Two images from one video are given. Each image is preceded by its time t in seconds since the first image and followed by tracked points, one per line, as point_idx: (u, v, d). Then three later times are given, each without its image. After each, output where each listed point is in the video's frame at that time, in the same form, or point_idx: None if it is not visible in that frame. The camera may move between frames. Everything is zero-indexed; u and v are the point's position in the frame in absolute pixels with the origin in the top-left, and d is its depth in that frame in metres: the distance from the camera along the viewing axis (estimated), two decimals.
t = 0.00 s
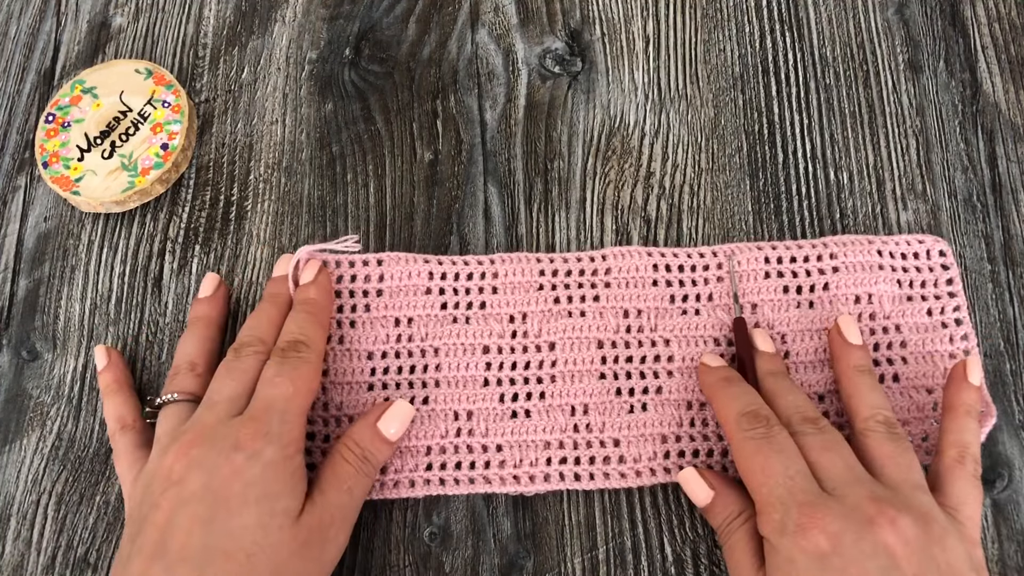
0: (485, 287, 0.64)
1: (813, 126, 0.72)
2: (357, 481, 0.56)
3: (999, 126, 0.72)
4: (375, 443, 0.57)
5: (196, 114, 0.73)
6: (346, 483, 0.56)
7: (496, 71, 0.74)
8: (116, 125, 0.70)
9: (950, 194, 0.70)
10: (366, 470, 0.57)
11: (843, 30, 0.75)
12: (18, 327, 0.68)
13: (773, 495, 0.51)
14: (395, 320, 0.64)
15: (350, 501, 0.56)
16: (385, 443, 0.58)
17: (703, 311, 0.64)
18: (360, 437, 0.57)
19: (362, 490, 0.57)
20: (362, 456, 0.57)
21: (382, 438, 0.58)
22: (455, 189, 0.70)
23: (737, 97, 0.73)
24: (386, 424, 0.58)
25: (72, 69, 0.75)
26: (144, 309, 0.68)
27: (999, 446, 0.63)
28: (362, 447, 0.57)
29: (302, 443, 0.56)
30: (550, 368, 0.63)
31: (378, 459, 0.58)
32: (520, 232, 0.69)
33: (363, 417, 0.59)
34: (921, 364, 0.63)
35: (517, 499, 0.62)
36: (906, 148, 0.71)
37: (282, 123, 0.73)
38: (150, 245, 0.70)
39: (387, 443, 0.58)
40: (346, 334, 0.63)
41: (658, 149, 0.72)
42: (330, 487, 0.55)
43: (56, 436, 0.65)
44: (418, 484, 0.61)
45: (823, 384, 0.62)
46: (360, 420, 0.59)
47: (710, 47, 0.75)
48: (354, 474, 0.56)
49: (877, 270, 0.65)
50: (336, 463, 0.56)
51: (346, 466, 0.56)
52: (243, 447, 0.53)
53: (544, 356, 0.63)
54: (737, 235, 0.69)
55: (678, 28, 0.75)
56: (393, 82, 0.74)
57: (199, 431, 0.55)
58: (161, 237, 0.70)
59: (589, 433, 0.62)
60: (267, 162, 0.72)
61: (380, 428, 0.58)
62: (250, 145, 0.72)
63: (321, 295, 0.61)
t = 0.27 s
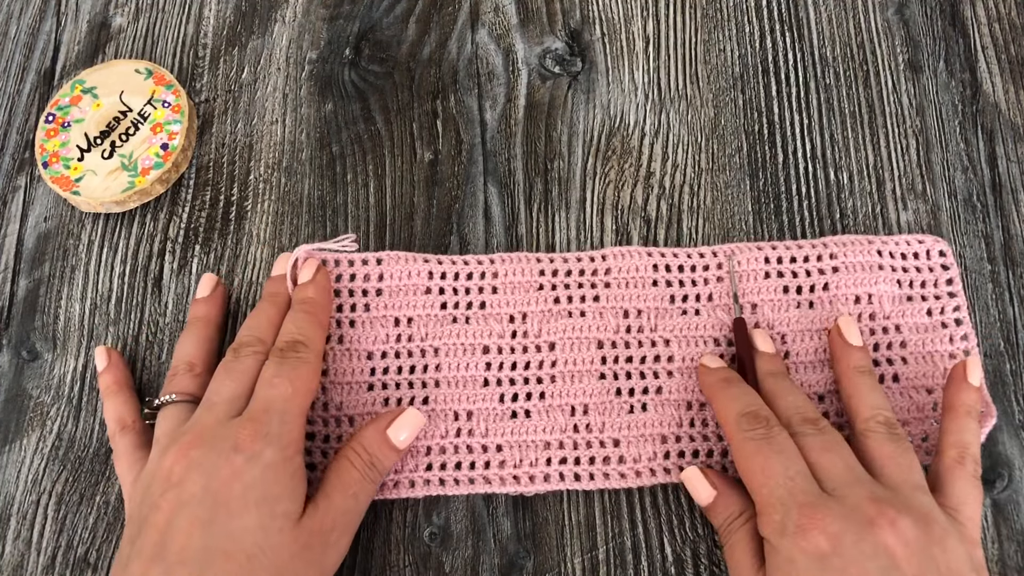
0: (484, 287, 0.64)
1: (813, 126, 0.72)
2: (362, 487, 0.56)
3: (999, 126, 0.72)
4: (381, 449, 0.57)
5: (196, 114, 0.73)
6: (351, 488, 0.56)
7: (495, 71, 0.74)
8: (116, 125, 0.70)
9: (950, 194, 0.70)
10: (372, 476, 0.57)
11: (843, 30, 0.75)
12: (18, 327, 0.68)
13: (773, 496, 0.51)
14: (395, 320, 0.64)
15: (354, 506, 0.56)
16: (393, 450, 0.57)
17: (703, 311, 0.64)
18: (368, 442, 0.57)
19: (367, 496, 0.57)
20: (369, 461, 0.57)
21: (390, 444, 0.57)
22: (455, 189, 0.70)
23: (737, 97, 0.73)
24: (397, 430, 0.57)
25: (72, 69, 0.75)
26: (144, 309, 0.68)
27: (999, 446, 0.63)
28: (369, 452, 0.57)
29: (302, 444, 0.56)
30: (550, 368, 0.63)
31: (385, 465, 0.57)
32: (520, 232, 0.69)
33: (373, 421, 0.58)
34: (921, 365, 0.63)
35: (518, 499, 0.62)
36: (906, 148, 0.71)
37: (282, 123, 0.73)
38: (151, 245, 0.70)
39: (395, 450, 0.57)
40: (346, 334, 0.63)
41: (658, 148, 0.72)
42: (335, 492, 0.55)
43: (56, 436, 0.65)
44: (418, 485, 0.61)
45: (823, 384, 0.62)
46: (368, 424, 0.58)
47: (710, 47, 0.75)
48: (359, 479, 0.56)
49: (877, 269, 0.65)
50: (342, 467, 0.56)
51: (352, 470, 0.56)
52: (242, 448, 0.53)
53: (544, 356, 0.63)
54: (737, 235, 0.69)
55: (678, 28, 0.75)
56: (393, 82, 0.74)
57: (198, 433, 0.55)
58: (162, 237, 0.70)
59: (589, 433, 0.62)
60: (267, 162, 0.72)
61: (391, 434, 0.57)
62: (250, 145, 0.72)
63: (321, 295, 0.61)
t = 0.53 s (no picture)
0: (483, 286, 0.64)
1: (813, 126, 0.72)
2: (366, 492, 0.56)
3: (999, 126, 0.72)
4: (388, 455, 0.57)
5: (196, 114, 0.73)
6: (356, 493, 0.56)
7: (495, 71, 0.74)
8: (116, 125, 0.70)
9: (950, 194, 0.70)
10: (377, 482, 0.57)
11: (843, 30, 0.75)
12: (18, 327, 0.68)
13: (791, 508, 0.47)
14: (393, 319, 0.64)
15: (357, 511, 0.56)
16: (399, 456, 0.57)
17: (701, 309, 0.64)
18: (375, 447, 0.57)
19: (370, 501, 0.56)
20: (374, 466, 0.57)
21: (396, 451, 0.57)
22: (455, 189, 0.70)
23: (737, 97, 0.73)
24: (403, 437, 0.58)
25: (72, 69, 0.75)
26: (144, 309, 0.68)
27: (999, 446, 0.63)
28: (375, 457, 0.57)
29: (301, 445, 0.56)
30: (548, 368, 0.63)
31: (389, 472, 0.57)
32: (520, 232, 0.69)
33: (379, 427, 0.59)
34: (919, 364, 0.63)
35: (517, 499, 0.62)
36: (906, 148, 0.71)
37: (282, 123, 0.73)
38: (151, 245, 0.70)
39: (401, 457, 0.58)
40: (344, 333, 0.63)
41: (658, 148, 0.72)
42: (339, 497, 0.55)
43: (56, 436, 0.65)
44: (417, 485, 0.61)
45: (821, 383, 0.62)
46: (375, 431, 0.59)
47: (710, 47, 0.75)
48: (364, 485, 0.56)
49: (876, 269, 0.65)
50: (347, 472, 0.56)
51: (357, 476, 0.56)
52: (242, 449, 0.53)
53: (542, 355, 0.63)
54: (737, 235, 0.69)
55: (678, 28, 0.75)
56: (392, 82, 0.74)
57: (197, 434, 0.55)
58: (162, 237, 0.70)
59: (588, 433, 0.62)
60: (267, 162, 0.72)
61: (397, 440, 0.57)
62: (250, 145, 0.72)
63: (320, 295, 0.61)
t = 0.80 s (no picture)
0: (483, 286, 0.64)
1: (813, 126, 0.72)
2: (369, 494, 0.56)
3: (999, 126, 0.72)
4: (391, 457, 0.57)
5: (196, 114, 0.73)
6: (359, 495, 0.56)
7: (495, 71, 0.74)
8: (115, 125, 0.70)
9: (950, 194, 0.70)
10: (380, 484, 0.57)
11: (843, 30, 0.75)
12: (17, 327, 0.68)
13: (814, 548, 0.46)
14: (393, 319, 0.63)
15: (360, 513, 0.56)
16: (402, 459, 0.58)
17: (702, 309, 0.64)
18: (379, 448, 0.57)
19: (373, 503, 0.57)
20: (378, 468, 0.57)
21: (400, 453, 0.58)
22: (455, 189, 0.70)
23: (737, 97, 0.73)
24: (407, 439, 0.58)
25: (72, 69, 0.75)
26: (144, 309, 0.68)
27: (999, 446, 0.63)
28: (378, 459, 0.57)
29: (303, 447, 0.56)
30: (548, 368, 0.63)
31: (392, 474, 0.58)
32: (520, 232, 0.69)
33: (383, 429, 0.59)
34: (919, 364, 0.63)
35: (517, 499, 0.62)
36: (906, 148, 0.71)
37: (282, 123, 0.73)
38: (150, 245, 0.70)
39: (403, 458, 0.58)
40: (344, 333, 0.63)
41: (658, 148, 0.72)
42: (342, 499, 0.55)
43: (56, 436, 0.65)
44: (417, 485, 0.61)
45: (821, 383, 0.62)
46: (380, 432, 0.59)
47: (710, 47, 0.75)
48: (367, 487, 0.56)
49: (876, 269, 0.65)
50: (350, 474, 0.56)
51: (360, 478, 0.56)
52: (243, 450, 0.53)
53: (542, 355, 0.63)
54: (737, 234, 0.69)
55: (678, 29, 0.75)
56: (392, 82, 0.74)
57: (197, 435, 0.55)
58: (162, 237, 0.70)
59: (587, 433, 0.62)
60: (267, 162, 0.72)
61: (401, 442, 0.58)
62: (250, 145, 0.72)
63: (320, 295, 0.61)
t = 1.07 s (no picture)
0: (483, 286, 0.64)
1: (813, 126, 0.72)
2: (370, 495, 0.56)
3: (999, 126, 0.72)
4: (393, 459, 0.57)
5: (196, 114, 0.73)
6: (360, 496, 0.56)
7: (495, 71, 0.74)
8: (115, 125, 0.70)
9: (950, 194, 0.70)
10: (382, 485, 0.57)
11: (843, 30, 0.75)
12: (18, 327, 0.68)
13: None
14: (393, 319, 0.64)
15: (361, 514, 0.56)
16: (404, 460, 0.58)
17: (702, 309, 0.64)
18: (380, 449, 0.57)
19: (374, 504, 0.57)
20: (379, 470, 0.57)
21: (401, 454, 0.57)
22: (455, 189, 0.70)
23: (737, 97, 0.73)
24: (409, 440, 0.58)
25: (72, 69, 0.75)
26: (144, 309, 0.68)
27: (1000, 446, 0.63)
28: (380, 460, 0.57)
29: (303, 447, 0.56)
30: (548, 368, 0.63)
31: (394, 475, 0.57)
32: (520, 232, 0.69)
33: (384, 430, 0.59)
34: (919, 364, 0.63)
35: (517, 500, 0.62)
36: (906, 148, 0.71)
37: (282, 123, 0.73)
38: (150, 245, 0.70)
39: (404, 459, 0.58)
40: (344, 333, 0.63)
41: (658, 148, 0.72)
42: (343, 500, 0.55)
43: (56, 436, 0.65)
44: (417, 485, 0.61)
45: (821, 383, 0.62)
46: (382, 433, 0.58)
47: (710, 47, 0.75)
48: (368, 488, 0.56)
49: (876, 269, 0.65)
50: (351, 475, 0.56)
51: (361, 479, 0.56)
52: (245, 451, 0.53)
53: (542, 355, 0.63)
54: (737, 234, 0.69)
55: (678, 28, 0.75)
56: (392, 82, 0.74)
57: (198, 435, 0.55)
58: (162, 237, 0.70)
59: (588, 433, 0.62)
60: (267, 162, 0.72)
61: (402, 444, 0.58)
62: (250, 145, 0.72)
63: (321, 295, 0.61)
